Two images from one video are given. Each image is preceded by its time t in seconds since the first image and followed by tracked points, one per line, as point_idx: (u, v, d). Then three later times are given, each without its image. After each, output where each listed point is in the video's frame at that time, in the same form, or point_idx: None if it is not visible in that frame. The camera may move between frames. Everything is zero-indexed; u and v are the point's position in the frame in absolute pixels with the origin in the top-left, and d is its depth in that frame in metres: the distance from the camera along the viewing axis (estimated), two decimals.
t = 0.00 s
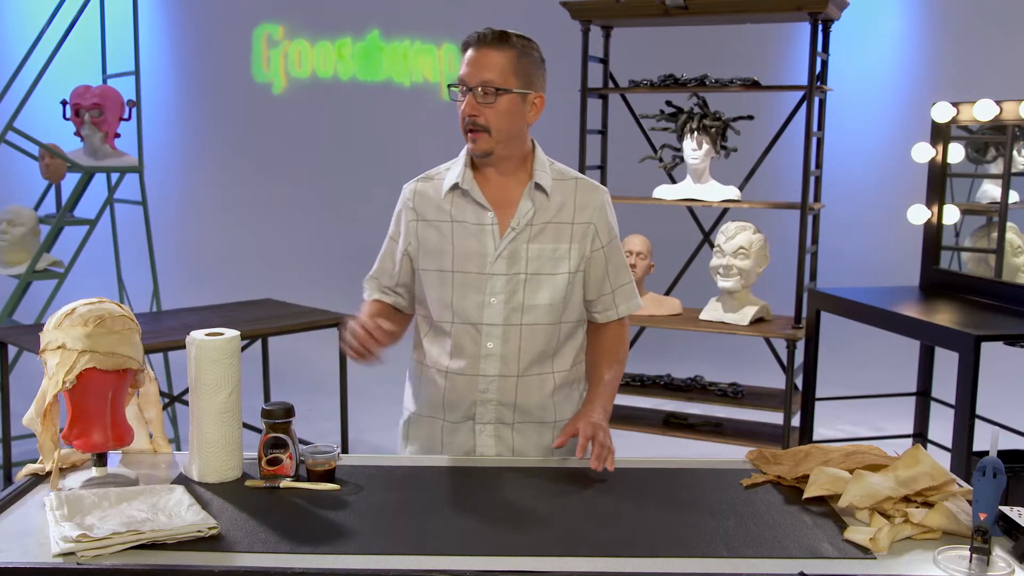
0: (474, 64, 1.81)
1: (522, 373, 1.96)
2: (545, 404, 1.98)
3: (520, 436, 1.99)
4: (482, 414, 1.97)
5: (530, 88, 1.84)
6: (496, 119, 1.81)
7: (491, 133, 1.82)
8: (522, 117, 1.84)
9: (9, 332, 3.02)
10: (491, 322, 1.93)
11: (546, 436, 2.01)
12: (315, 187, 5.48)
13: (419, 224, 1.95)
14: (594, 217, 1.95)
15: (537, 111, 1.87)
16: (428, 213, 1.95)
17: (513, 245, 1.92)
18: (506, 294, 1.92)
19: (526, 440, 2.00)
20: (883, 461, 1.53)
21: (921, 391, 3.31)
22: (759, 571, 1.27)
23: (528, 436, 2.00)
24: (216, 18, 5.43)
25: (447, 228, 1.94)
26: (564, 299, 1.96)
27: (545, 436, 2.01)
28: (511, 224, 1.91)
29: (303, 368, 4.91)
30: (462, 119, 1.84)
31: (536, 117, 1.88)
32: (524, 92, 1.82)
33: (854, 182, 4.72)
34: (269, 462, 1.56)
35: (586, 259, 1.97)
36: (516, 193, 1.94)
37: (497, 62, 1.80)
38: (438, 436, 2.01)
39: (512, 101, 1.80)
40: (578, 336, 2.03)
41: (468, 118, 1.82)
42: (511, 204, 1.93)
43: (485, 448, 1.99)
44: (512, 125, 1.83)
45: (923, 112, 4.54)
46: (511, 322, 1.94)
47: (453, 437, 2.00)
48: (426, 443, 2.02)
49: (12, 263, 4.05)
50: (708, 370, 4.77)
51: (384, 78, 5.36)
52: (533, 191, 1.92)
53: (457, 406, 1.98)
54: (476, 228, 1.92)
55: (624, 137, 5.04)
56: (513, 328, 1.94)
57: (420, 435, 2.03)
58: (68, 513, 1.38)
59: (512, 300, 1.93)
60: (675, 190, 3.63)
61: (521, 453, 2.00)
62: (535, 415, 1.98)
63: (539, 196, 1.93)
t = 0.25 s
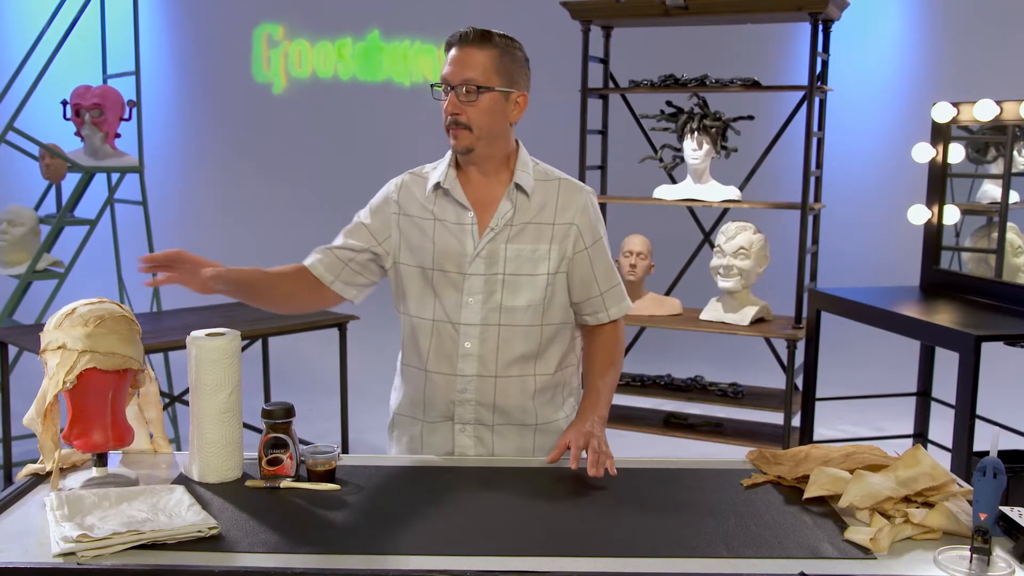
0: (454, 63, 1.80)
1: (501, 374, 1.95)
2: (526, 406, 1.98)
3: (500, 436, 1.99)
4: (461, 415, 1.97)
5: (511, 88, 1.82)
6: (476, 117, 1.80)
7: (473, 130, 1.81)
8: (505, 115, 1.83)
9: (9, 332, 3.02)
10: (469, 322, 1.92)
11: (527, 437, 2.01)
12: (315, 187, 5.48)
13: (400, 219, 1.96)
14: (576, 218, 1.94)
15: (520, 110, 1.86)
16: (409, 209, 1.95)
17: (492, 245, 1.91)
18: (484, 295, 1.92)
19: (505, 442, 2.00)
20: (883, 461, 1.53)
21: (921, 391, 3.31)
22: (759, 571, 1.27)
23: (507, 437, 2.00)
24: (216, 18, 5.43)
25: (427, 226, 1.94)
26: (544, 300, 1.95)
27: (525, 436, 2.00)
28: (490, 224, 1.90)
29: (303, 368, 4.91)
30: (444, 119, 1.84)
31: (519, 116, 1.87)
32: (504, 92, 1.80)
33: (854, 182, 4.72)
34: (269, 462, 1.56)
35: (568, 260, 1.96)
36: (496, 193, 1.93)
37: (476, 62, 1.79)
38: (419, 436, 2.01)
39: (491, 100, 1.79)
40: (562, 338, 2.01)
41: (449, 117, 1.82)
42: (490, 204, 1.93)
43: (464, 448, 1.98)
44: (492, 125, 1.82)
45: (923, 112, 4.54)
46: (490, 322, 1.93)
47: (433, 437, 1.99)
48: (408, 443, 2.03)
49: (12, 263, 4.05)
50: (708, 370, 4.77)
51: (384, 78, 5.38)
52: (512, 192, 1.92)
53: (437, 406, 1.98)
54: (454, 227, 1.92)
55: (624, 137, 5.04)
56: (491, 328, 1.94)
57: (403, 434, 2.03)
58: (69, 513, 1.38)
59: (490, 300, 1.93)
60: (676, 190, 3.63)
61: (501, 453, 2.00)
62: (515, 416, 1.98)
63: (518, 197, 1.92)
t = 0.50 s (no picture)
0: (455, 60, 1.79)
1: (490, 376, 1.96)
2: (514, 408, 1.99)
3: (489, 438, 1.99)
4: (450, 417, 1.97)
5: (508, 87, 1.83)
6: (482, 115, 1.80)
7: (480, 130, 1.81)
8: (504, 114, 1.85)
9: (9, 332, 3.02)
10: (459, 325, 1.92)
11: (515, 438, 2.01)
12: (315, 187, 5.48)
13: (386, 219, 1.95)
14: (562, 219, 1.95)
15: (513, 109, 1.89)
16: (396, 210, 1.94)
17: (480, 248, 1.91)
18: (472, 297, 1.91)
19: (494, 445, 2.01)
20: (883, 461, 1.53)
21: (921, 391, 3.30)
22: (759, 571, 1.27)
23: (496, 438, 2.00)
24: (216, 18, 5.43)
25: (414, 228, 1.93)
26: (532, 302, 1.96)
27: (514, 437, 2.01)
28: (478, 226, 1.90)
29: (303, 368, 4.91)
30: (445, 117, 1.82)
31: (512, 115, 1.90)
32: (505, 92, 1.81)
33: (854, 182, 4.72)
34: (269, 462, 1.56)
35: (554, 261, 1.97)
36: (483, 194, 1.93)
37: (479, 59, 1.78)
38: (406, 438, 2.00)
39: (496, 100, 1.80)
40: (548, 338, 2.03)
41: (454, 115, 1.80)
42: (477, 206, 1.93)
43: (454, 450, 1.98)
44: (493, 124, 1.83)
45: (923, 112, 4.54)
46: (479, 325, 1.93)
47: (422, 439, 2.00)
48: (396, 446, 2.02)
49: (12, 263, 4.06)
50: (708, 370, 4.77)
51: (384, 78, 5.38)
52: (500, 193, 1.92)
53: (426, 408, 1.98)
54: (442, 230, 1.92)
55: (624, 137, 5.04)
56: (480, 330, 1.94)
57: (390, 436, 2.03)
58: (69, 513, 1.38)
59: (479, 302, 1.93)
60: (675, 190, 3.63)
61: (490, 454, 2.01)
62: (505, 418, 1.99)
63: (506, 199, 1.92)
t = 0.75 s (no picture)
0: (443, 64, 1.78)
1: (491, 379, 1.96)
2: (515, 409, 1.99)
3: (493, 441, 1.99)
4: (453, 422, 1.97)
5: (495, 88, 1.84)
6: (475, 118, 1.80)
7: (473, 133, 1.81)
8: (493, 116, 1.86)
9: (9, 332, 3.02)
10: (458, 330, 1.92)
11: (518, 439, 2.02)
12: (315, 187, 5.48)
13: (376, 229, 1.93)
14: (552, 218, 1.97)
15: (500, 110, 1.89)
16: (384, 218, 1.93)
17: (476, 251, 1.91)
18: (470, 302, 1.91)
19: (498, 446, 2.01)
20: (883, 461, 1.53)
21: (921, 391, 3.30)
22: (759, 571, 1.27)
23: (500, 441, 2.00)
24: (216, 18, 5.43)
25: (405, 235, 1.92)
26: (528, 302, 1.97)
27: (517, 438, 2.02)
28: (473, 230, 1.90)
29: (303, 368, 4.91)
30: (437, 122, 1.81)
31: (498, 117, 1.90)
32: (494, 93, 1.82)
33: (854, 182, 4.72)
34: (269, 462, 1.56)
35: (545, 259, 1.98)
36: (473, 197, 1.93)
37: (466, 61, 1.78)
38: (408, 446, 1.99)
39: (487, 102, 1.81)
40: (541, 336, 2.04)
41: (447, 118, 1.79)
42: (469, 210, 1.93)
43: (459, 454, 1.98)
44: (485, 127, 1.83)
45: (923, 112, 4.54)
46: (477, 329, 1.93)
47: (426, 445, 1.99)
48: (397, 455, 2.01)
49: (12, 263, 4.06)
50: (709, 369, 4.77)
51: (384, 78, 5.39)
52: (491, 196, 1.92)
53: (429, 415, 1.97)
54: (435, 236, 1.91)
55: (624, 137, 5.04)
56: (479, 335, 1.93)
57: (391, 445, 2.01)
58: (69, 512, 1.38)
59: (477, 306, 1.93)
60: (675, 190, 3.63)
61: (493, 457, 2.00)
62: (508, 419, 1.99)
63: (497, 201, 1.92)
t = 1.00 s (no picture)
0: (431, 65, 1.79)
1: (493, 378, 1.95)
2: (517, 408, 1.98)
3: (494, 440, 1.99)
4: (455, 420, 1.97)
5: (485, 85, 1.84)
6: (465, 116, 1.80)
7: (465, 130, 1.81)
8: (483, 113, 1.85)
9: (9, 332, 3.02)
10: (458, 328, 1.92)
11: (520, 439, 2.01)
12: (315, 187, 5.48)
13: (377, 232, 1.93)
14: (552, 214, 1.96)
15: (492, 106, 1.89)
16: (385, 220, 1.93)
17: (475, 248, 1.91)
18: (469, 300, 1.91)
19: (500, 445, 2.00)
20: (884, 461, 1.53)
21: (921, 391, 3.30)
22: (759, 571, 1.27)
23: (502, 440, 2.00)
24: (216, 18, 5.43)
25: (406, 235, 1.92)
26: (528, 299, 1.96)
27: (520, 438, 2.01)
28: (471, 228, 1.90)
29: (303, 368, 4.91)
30: (428, 123, 1.81)
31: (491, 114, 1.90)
32: (483, 89, 1.82)
33: (853, 182, 4.72)
34: (269, 462, 1.56)
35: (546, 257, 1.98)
36: (472, 196, 1.93)
37: (452, 61, 1.78)
38: (411, 446, 2.00)
39: (476, 98, 1.80)
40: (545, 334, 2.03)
41: (438, 118, 1.79)
42: (468, 208, 1.93)
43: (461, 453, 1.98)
44: (476, 125, 1.83)
45: (923, 112, 4.54)
46: (477, 327, 1.93)
47: (427, 444, 1.99)
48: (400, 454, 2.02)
49: (12, 263, 4.06)
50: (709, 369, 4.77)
51: (384, 78, 5.39)
52: (489, 194, 1.92)
53: (430, 414, 1.97)
54: (435, 235, 1.91)
55: (624, 137, 5.04)
56: (479, 334, 1.93)
57: (393, 445, 2.02)
58: (69, 513, 1.38)
59: (476, 304, 1.92)
60: (676, 190, 3.63)
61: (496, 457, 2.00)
62: (509, 419, 1.98)
63: (495, 199, 1.92)
